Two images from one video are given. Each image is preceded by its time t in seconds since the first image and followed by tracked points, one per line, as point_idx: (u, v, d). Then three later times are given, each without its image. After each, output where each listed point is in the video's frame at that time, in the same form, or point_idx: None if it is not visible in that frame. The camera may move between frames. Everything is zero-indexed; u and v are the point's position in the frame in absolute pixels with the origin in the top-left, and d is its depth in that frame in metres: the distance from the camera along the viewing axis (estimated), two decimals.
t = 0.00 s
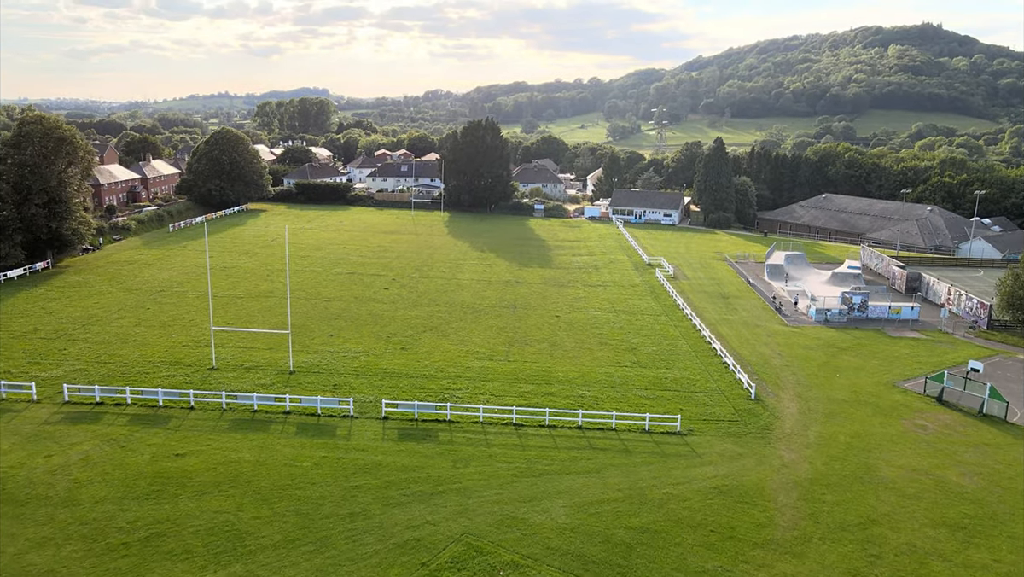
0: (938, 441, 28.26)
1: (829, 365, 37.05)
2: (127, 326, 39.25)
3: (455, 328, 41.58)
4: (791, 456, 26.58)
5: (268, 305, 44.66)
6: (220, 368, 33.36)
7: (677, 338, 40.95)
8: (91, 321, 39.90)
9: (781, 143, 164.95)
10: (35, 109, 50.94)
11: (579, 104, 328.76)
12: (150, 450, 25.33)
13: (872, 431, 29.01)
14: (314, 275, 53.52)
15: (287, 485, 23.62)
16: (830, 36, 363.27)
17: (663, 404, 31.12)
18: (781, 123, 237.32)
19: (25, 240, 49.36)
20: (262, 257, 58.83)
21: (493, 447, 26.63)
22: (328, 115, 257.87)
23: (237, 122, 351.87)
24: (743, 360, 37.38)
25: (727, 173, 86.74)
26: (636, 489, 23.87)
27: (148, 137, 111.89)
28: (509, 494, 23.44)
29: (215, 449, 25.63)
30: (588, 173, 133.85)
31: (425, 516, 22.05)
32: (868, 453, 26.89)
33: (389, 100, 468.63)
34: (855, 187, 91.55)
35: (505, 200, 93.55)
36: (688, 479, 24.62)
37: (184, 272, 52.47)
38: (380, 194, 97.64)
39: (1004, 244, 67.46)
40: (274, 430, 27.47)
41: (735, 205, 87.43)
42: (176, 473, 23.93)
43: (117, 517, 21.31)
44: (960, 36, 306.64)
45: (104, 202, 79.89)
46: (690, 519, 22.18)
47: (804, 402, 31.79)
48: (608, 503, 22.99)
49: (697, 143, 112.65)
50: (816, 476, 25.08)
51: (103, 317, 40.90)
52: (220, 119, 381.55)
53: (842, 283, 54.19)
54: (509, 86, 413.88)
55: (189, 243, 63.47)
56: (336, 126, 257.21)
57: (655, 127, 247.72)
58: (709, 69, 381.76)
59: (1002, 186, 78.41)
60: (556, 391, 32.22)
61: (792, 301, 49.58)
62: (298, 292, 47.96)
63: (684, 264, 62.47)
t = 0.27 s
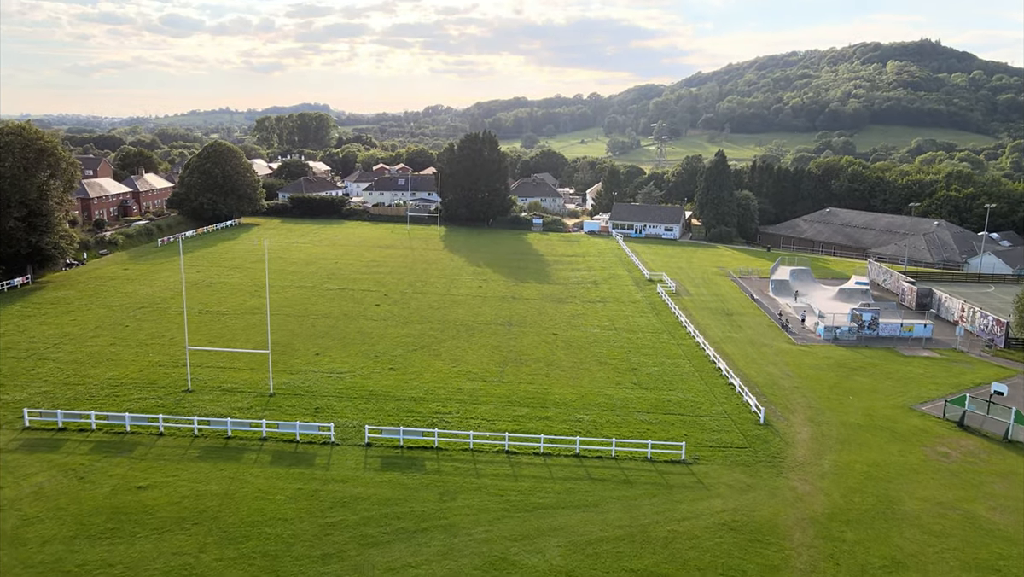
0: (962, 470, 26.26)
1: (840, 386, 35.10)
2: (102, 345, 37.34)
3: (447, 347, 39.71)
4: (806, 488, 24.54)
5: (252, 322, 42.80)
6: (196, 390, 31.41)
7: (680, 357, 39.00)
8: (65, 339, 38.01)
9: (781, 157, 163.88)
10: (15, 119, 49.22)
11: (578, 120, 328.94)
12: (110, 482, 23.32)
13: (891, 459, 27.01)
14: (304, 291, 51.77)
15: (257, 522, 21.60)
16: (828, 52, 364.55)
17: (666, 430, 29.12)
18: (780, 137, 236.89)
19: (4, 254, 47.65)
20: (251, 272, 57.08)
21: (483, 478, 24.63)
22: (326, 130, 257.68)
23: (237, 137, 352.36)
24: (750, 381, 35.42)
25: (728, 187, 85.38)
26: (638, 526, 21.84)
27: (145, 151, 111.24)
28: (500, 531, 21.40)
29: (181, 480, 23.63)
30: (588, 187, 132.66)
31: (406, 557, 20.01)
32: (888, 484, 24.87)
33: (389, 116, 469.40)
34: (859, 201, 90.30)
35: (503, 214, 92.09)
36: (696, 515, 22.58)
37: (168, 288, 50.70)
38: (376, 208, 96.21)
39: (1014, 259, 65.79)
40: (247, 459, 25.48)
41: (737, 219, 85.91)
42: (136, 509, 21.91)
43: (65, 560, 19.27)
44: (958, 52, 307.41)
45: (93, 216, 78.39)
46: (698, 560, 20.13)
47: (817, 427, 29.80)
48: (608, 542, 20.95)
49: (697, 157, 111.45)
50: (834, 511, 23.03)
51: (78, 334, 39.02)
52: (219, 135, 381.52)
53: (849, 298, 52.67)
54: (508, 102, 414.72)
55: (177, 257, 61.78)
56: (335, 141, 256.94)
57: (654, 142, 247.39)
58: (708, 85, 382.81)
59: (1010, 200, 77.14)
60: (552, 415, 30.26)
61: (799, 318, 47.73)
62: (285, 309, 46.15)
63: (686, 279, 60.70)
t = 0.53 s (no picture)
0: (992, 502, 24.22)
1: (854, 408, 33.12)
2: (75, 364, 35.44)
3: (438, 365, 37.82)
4: (823, 523, 22.49)
5: (236, 339, 40.96)
6: (168, 413, 29.45)
7: (683, 376, 37.06)
8: (36, 358, 36.11)
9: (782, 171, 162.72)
10: None
11: (578, 134, 329.09)
12: (62, 517, 21.29)
13: (913, 490, 24.96)
14: (292, 306, 49.98)
15: (219, 563, 19.53)
16: (827, 68, 365.45)
17: (670, 456, 27.09)
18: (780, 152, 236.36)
19: None
20: (239, 287, 55.35)
21: (471, 511, 22.59)
22: (326, 145, 257.56)
23: (238, 152, 352.90)
24: (758, 403, 33.43)
25: (730, 200, 83.90)
26: (640, 568, 19.77)
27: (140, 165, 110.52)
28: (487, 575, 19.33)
29: (140, 514, 21.60)
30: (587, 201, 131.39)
31: None
32: (913, 519, 22.82)
33: (389, 131, 470.54)
34: (863, 215, 88.95)
35: (500, 228, 90.39)
36: (704, 554, 20.52)
37: (152, 303, 48.93)
38: (372, 222, 94.74)
39: None
40: (216, 490, 23.47)
41: (740, 233, 84.34)
42: (87, 548, 19.88)
43: None
44: (957, 68, 307.78)
45: (82, 230, 76.82)
46: None
47: (832, 453, 27.79)
48: None
49: (698, 170, 109.89)
50: (856, 550, 20.97)
51: (51, 353, 37.14)
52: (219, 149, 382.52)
53: (858, 314, 50.96)
54: (508, 116, 415.62)
55: (165, 272, 60.09)
56: (334, 155, 256.77)
57: (654, 156, 246.90)
58: (707, 100, 383.65)
59: (1018, 214, 75.75)
60: (548, 440, 28.25)
61: (807, 335, 45.81)
62: (271, 326, 44.33)
63: (688, 294, 58.87)
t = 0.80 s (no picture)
0: None
1: (869, 430, 31.10)
2: (43, 383, 33.48)
3: (428, 384, 35.89)
4: (844, 562, 20.44)
5: (217, 356, 39.04)
6: (135, 437, 27.41)
7: (686, 396, 35.06)
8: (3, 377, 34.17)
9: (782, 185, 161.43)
10: None
11: (577, 149, 328.99)
12: (3, 557, 19.23)
13: (939, 523, 22.92)
14: (279, 322, 48.10)
15: None
16: (825, 83, 366.12)
17: (674, 485, 25.04)
18: (780, 167, 235.67)
19: None
20: (226, 302, 53.52)
21: (457, 550, 20.50)
22: (325, 159, 257.24)
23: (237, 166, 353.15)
24: (767, 425, 31.39)
25: (732, 213, 82.34)
26: None
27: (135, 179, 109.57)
28: None
29: (90, 554, 19.53)
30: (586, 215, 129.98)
31: None
32: (942, 557, 20.77)
33: (389, 146, 471.35)
34: (868, 228, 87.62)
35: (498, 241, 89.13)
36: None
37: (133, 318, 47.06)
38: (367, 236, 93.13)
39: None
40: (178, 525, 21.38)
41: (742, 247, 82.78)
42: None
43: None
44: (955, 83, 307.92)
45: (70, 243, 75.16)
46: None
47: (849, 481, 25.75)
48: None
49: (698, 183, 108.80)
50: None
51: (19, 371, 35.17)
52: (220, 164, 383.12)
53: (867, 329, 49.12)
54: (507, 131, 416.21)
55: (150, 287, 58.31)
56: (332, 169, 256.30)
57: (654, 171, 246.27)
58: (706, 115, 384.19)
59: None
60: (543, 468, 26.21)
61: (814, 352, 43.85)
62: (255, 342, 42.43)
63: (690, 309, 57.03)
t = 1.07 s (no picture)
0: None
1: (886, 452, 29.12)
2: (7, 400, 31.54)
3: (417, 402, 33.92)
4: None
5: (195, 372, 37.13)
6: (97, 460, 25.46)
7: (690, 414, 33.09)
8: None
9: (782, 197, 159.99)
10: None
11: (576, 161, 328.30)
12: None
13: (969, 557, 20.93)
14: (265, 335, 46.21)
15: None
16: (823, 96, 366.28)
17: (678, 514, 23.03)
18: (780, 179, 234.66)
19: None
20: (211, 314, 51.65)
21: None
22: (323, 171, 256.38)
23: (236, 178, 352.68)
24: (777, 447, 29.43)
25: (734, 224, 80.71)
26: None
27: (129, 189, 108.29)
28: None
29: None
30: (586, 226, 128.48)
31: None
32: None
33: (389, 159, 471.42)
34: (872, 239, 86.01)
35: (495, 252, 87.47)
36: None
37: (112, 332, 45.16)
38: (362, 247, 91.39)
39: None
40: (132, 561, 19.38)
41: (744, 258, 81.05)
42: None
43: None
44: (954, 96, 307.68)
45: (57, 254, 73.50)
46: None
47: (867, 509, 23.77)
48: None
49: (699, 194, 107.35)
50: None
51: None
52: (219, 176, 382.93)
53: (876, 343, 47.28)
54: (507, 143, 416.06)
55: (135, 298, 56.49)
56: (331, 181, 255.39)
57: (653, 183, 245.34)
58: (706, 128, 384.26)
59: None
60: (537, 494, 24.23)
61: (823, 368, 41.98)
62: (238, 357, 40.52)
63: (691, 322, 55.22)
